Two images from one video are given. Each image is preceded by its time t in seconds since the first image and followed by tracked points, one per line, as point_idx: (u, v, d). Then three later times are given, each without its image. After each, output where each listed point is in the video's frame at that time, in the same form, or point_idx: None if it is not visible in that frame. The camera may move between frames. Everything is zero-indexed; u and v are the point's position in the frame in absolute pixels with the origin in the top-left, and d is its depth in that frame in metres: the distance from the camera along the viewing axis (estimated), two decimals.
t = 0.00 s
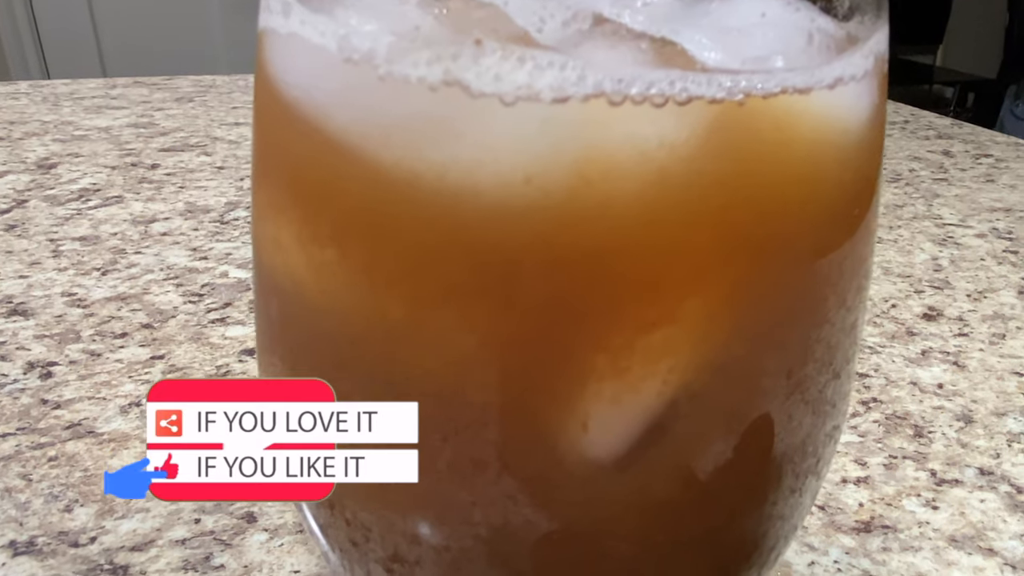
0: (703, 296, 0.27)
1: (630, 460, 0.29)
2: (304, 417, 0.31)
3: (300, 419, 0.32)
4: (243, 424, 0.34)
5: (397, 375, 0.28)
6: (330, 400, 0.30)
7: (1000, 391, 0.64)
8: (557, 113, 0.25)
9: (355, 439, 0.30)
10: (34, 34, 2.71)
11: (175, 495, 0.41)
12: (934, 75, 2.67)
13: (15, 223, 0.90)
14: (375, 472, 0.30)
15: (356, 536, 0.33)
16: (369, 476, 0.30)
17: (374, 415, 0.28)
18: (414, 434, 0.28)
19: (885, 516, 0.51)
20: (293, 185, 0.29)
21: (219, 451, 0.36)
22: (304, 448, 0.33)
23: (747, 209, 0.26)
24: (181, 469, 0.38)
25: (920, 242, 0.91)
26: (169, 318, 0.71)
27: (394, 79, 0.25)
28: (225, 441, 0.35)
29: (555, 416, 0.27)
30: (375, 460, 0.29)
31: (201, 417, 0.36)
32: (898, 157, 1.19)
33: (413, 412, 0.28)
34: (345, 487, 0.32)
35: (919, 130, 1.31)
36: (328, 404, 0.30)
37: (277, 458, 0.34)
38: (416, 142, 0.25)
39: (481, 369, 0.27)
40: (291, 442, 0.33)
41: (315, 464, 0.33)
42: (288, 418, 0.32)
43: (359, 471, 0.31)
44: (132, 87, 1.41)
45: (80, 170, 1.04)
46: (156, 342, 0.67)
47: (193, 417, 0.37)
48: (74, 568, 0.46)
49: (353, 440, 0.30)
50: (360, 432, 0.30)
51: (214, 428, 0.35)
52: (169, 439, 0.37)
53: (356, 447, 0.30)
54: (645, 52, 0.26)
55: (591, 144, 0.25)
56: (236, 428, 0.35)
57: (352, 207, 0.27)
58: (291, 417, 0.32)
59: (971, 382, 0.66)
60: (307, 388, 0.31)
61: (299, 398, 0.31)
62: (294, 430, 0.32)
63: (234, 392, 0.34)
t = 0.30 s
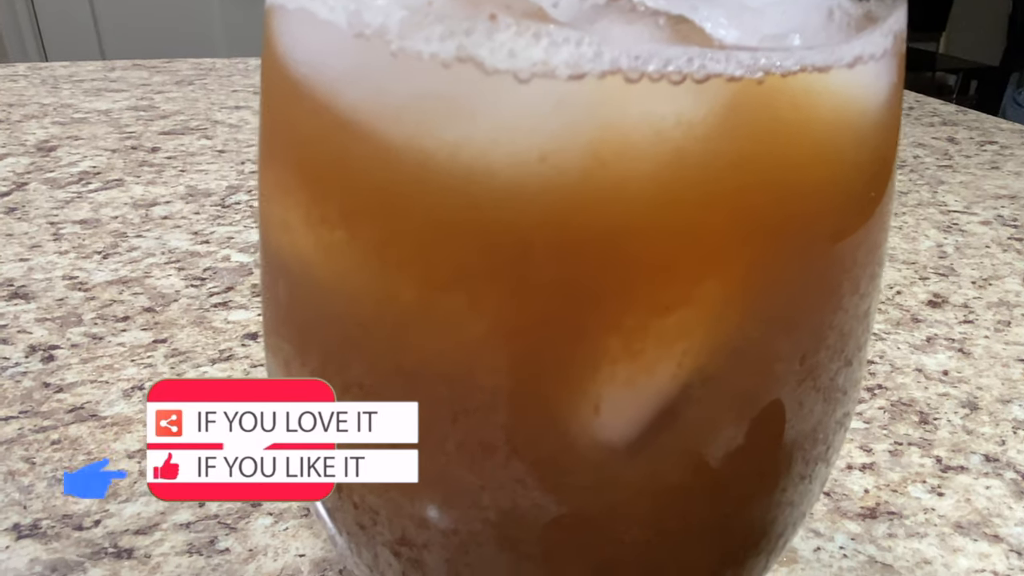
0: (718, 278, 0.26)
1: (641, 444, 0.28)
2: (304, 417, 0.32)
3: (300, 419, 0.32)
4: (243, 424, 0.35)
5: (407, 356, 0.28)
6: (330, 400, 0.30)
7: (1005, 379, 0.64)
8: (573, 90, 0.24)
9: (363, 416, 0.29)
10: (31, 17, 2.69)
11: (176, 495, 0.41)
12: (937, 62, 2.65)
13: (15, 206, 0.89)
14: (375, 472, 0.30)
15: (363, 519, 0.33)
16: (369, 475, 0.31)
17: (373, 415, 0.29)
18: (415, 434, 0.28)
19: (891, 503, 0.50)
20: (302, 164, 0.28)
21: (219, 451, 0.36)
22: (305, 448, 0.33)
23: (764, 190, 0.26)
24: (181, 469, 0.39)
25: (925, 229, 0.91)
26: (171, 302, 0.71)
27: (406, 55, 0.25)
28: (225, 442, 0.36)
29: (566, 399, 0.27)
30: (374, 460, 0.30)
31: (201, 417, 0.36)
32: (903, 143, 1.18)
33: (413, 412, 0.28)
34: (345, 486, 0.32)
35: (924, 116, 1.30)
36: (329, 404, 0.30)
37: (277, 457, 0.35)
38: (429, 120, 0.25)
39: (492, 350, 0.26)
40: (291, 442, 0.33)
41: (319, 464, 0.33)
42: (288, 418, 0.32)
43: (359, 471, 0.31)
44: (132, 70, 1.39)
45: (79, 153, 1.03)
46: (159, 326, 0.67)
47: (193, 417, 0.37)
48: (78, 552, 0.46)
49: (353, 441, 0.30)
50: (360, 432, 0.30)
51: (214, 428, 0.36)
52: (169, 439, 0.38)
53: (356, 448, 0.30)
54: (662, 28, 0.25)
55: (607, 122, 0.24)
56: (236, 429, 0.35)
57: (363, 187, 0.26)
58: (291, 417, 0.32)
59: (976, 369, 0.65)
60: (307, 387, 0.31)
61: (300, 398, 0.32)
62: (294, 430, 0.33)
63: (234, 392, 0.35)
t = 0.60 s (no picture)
0: (731, 255, 0.25)
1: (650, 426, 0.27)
2: (304, 417, 0.31)
3: (300, 419, 0.31)
4: (243, 424, 0.34)
5: (408, 337, 0.27)
6: (330, 400, 0.30)
7: (1014, 357, 0.63)
8: (582, 57, 0.23)
9: (366, 392, 0.28)
10: None
11: (175, 494, 0.41)
12: (942, 36, 2.62)
13: (8, 184, 0.88)
14: (376, 472, 0.30)
15: (364, 503, 0.32)
16: (370, 475, 0.30)
17: (373, 415, 0.28)
18: (415, 434, 0.28)
19: (898, 483, 0.50)
20: (297, 137, 0.27)
21: (219, 451, 0.36)
22: (304, 449, 0.33)
23: (780, 163, 0.25)
24: (181, 469, 0.38)
25: (932, 206, 0.90)
26: (167, 281, 0.69)
27: (406, 21, 0.24)
28: (225, 442, 0.35)
29: (573, 380, 0.26)
30: (375, 460, 0.29)
31: (201, 417, 0.36)
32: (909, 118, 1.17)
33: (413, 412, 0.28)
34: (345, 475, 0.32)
35: (931, 90, 1.28)
36: (328, 405, 0.30)
37: (277, 458, 0.34)
38: (429, 89, 0.24)
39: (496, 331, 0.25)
40: (291, 443, 0.33)
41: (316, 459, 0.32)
42: (288, 418, 0.32)
43: (359, 471, 0.31)
44: (125, 44, 1.37)
45: (73, 130, 1.02)
46: (155, 306, 0.66)
47: (193, 417, 0.37)
48: (76, 535, 0.45)
49: (354, 441, 0.30)
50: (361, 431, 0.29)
51: (214, 428, 0.35)
52: (169, 440, 0.37)
53: (356, 448, 0.30)
54: None
55: (616, 91, 0.23)
56: (236, 429, 0.35)
57: (360, 160, 0.25)
58: (292, 417, 0.32)
59: (984, 347, 0.65)
60: (307, 387, 0.30)
61: (300, 398, 0.31)
62: (294, 430, 0.32)
63: (234, 392, 0.34)
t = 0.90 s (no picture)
0: (717, 223, 0.25)
1: (636, 399, 0.27)
2: (304, 417, 0.31)
3: (299, 419, 0.31)
4: (243, 424, 0.34)
5: (388, 310, 0.26)
6: (330, 400, 0.29)
7: (1009, 326, 0.63)
8: (559, 19, 0.22)
9: (347, 366, 0.28)
10: None
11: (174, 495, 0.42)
12: None
13: None
14: (375, 471, 0.30)
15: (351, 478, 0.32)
16: (370, 475, 0.31)
17: (373, 415, 0.28)
18: (415, 434, 0.28)
19: (891, 454, 0.50)
20: (270, 105, 0.26)
21: (219, 451, 0.36)
22: (304, 448, 0.33)
23: (765, 127, 0.24)
24: (180, 469, 0.39)
25: (930, 173, 0.89)
26: (156, 256, 0.69)
27: None
28: (225, 441, 0.35)
29: (555, 353, 0.25)
30: (375, 460, 0.30)
31: (201, 417, 0.36)
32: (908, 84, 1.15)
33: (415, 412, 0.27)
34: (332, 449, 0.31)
35: (931, 55, 1.26)
36: (329, 405, 0.29)
37: (277, 457, 0.35)
38: (403, 54, 0.23)
39: (477, 303, 0.25)
40: (291, 443, 0.33)
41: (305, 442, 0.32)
42: (288, 419, 0.32)
43: (359, 471, 0.31)
44: (112, 13, 1.35)
45: (59, 102, 1.00)
46: (145, 281, 0.65)
47: (193, 417, 0.37)
48: (67, 510, 0.43)
49: (353, 441, 0.30)
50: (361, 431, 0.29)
51: (214, 428, 0.35)
52: (170, 439, 0.38)
53: (356, 448, 0.30)
54: None
55: (595, 53, 0.22)
56: (236, 429, 0.35)
57: (334, 129, 0.25)
58: (291, 417, 0.32)
59: (980, 317, 0.64)
60: (306, 388, 0.30)
61: (299, 398, 0.30)
62: (294, 430, 0.32)
63: (235, 392, 0.34)
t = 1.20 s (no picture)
0: (730, 168, 0.24)
1: (647, 352, 0.27)
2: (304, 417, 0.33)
3: (300, 419, 0.33)
4: (243, 424, 0.36)
5: (399, 257, 0.26)
6: (330, 400, 0.32)
7: (1015, 290, 0.63)
8: None
9: (357, 316, 0.28)
10: None
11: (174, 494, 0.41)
12: None
13: None
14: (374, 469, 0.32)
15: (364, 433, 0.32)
16: (369, 475, 0.33)
17: (373, 415, 0.30)
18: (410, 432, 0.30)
19: (895, 414, 0.50)
20: (279, 50, 0.26)
21: (219, 451, 0.37)
22: (305, 448, 0.35)
23: (780, 69, 0.24)
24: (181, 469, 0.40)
25: (936, 138, 0.88)
26: (160, 221, 0.68)
27: None
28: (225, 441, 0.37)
29: (567, 299, 0.25)
30: (373, 458, 0.32)
31: (201, 417, 0.37)
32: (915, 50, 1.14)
33: (414, 411, 0.29)
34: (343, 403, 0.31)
35: (938, 21, 1.25)
36: (328, 404, 0.32)
37: (277, 457, 0.36)
38: None
39: (488, 248, 0.25)
40: (291, 443, 0.35)
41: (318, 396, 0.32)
42: (289, 418, 0.34)
43: (359, 471, 0.33)
44: None
45: (58, 67, 0.99)
46: (149, 246, 0.65)
47: (193, 417, 0.38)
48: (78, 469, 0.43)
49: (353, 439, 0.32)
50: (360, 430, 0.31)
51: (214, 428, 0.37)
52: (170, 439, 0.39)
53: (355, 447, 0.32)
54: None
55: None
56: (236, 429, 0.36)
57: (346, 71, 0.24)
58: (291, 417, 0.34)
59: (985, 281, 0.64)
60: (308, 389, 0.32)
61: (300, 398, 0.33)
62: (294, 430, 0.35)
63: (236, 393, 0.36)
